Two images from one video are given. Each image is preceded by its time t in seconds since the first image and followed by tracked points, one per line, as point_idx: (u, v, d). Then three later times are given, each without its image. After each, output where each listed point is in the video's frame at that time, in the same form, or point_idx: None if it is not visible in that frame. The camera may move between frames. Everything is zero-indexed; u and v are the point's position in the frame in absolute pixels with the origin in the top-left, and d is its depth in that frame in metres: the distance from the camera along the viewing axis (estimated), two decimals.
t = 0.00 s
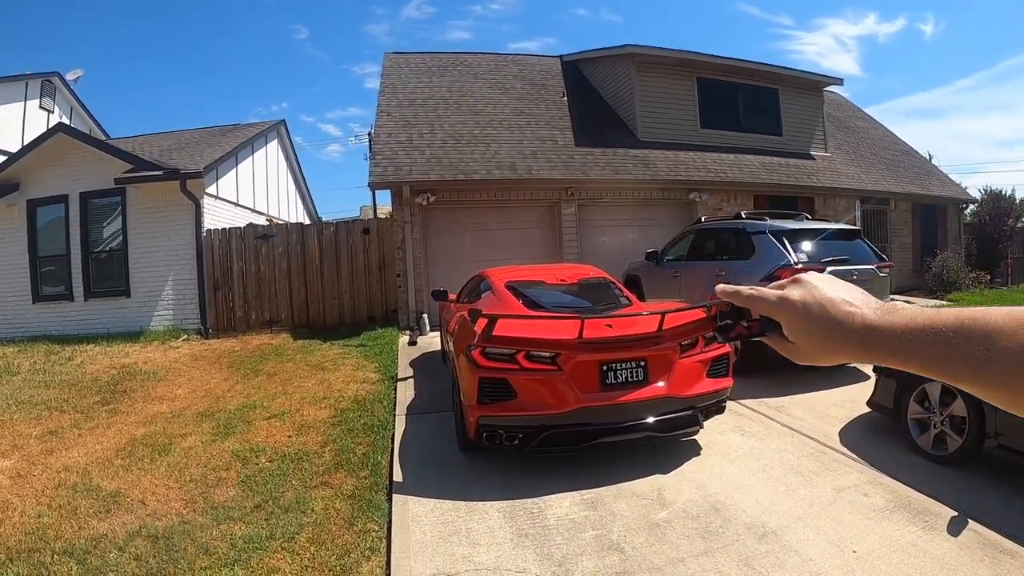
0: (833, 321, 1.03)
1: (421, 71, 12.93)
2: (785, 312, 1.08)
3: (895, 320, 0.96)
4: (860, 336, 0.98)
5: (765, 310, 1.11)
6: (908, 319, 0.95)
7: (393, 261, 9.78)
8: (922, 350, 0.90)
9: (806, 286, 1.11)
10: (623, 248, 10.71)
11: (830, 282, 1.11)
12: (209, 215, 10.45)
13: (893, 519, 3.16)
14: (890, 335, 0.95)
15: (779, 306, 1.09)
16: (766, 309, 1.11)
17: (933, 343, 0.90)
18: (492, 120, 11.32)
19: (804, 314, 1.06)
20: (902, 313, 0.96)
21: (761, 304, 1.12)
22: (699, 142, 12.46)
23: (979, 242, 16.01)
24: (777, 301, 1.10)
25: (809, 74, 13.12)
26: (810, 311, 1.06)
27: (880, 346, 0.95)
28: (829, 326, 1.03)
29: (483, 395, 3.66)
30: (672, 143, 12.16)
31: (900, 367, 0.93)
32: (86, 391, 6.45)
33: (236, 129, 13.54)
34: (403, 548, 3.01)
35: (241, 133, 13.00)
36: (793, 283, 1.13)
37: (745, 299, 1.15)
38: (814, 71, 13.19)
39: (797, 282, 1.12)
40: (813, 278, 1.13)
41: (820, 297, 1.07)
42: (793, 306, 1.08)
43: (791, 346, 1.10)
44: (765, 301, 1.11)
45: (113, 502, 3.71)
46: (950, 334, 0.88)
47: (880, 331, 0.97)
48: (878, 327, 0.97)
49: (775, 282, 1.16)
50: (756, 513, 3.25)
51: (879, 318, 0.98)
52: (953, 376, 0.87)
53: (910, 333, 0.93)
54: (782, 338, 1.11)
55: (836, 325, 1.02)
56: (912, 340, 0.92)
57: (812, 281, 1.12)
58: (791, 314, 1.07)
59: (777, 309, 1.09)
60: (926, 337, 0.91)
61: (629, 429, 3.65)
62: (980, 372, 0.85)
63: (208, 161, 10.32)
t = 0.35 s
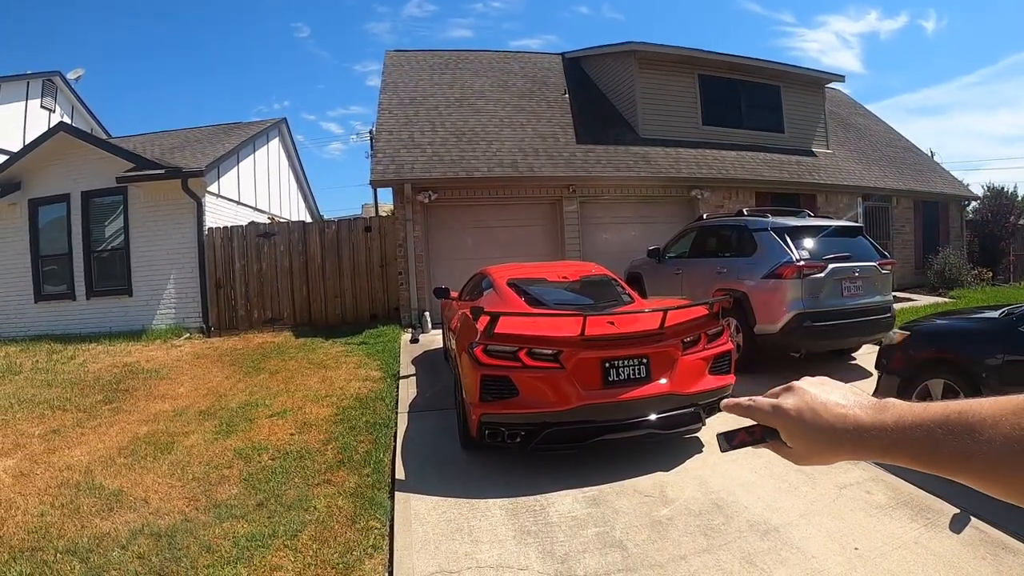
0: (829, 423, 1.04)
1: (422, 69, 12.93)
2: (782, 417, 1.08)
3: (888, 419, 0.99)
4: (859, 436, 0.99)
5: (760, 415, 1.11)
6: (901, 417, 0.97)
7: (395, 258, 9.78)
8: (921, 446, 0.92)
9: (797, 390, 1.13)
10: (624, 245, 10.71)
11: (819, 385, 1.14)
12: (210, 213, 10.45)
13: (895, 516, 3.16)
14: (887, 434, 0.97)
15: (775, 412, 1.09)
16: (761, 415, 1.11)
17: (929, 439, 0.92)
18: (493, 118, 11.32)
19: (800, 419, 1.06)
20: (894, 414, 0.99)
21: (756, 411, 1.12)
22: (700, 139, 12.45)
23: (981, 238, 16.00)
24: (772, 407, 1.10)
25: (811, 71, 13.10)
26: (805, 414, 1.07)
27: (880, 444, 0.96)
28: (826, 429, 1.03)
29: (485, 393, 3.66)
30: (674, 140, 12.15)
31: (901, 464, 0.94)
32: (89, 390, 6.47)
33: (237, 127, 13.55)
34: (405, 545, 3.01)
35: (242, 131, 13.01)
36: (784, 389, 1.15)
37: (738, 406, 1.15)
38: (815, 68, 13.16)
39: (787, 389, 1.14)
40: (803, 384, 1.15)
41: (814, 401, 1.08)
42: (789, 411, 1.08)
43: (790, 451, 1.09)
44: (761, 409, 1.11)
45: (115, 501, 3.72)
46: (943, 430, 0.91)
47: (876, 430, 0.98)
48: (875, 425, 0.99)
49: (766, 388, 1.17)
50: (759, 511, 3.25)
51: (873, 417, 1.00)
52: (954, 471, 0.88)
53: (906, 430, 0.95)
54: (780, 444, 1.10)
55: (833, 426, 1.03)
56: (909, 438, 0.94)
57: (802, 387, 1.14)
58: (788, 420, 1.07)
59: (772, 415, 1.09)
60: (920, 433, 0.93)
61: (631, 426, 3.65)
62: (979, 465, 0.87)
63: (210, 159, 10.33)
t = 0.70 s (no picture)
0: (833, 413, 1.03)
1: (418, 67, 12.91)
2: (787, 407, 1.07)
3: (892, 408, 0.99)
4: (863, 426, 1.00)
5: (763, 404, 1.09)
6: (905, 406, 0.98)
7: (390, 256, 9.77)
8: (926, 437, 0.92)
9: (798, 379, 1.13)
10: (620, 243, 10.72)
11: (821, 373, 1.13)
12: (205, 212, 10.42)
13: (890, 512, 3.17)
14: (890, 423, 0.97)
15: (779, 401, 1.08)
16: (764, 403, 1.10)
17: (933, 429, 0.92)
18: (489, 116, 11.31)
19: (805, 408, 1.06)
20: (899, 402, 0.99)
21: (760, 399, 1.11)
22: (695, 137, 12.45)
23: (975, 236, 16.05)
24: (775, 396, 1.10)
25: (807, 68, 13.11)
26: (810, 404, 1.06)
27: (883, 434, 0.97)
28: (831, 419, 1.03)
29: (480, 391, 3.66)
30: (669, 138, 12.16)
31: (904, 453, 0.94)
32: (83, 389, 6.44)
33: (232, 125, 13.50)
34: (401, 544, 3.01)
35: (237, 129, 12.97)
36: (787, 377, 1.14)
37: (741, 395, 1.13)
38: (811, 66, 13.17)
39: (790, 376, 1.13)
40: (806, 372, 1.14)
41: (818, 391, 1.08)
42: (793, 401, 1.08)
43: (793, 441, 1.08)
44: (765, 398, 1.09)
45: (110, 501, 3.70)
46: (947, 420, 0.92)
47: (882, 420, 0.98)
48: (880, 414, 0.99)
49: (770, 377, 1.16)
50: (754, 508, 3.25)
51: (878, 407, 1.01)
52: (958, 460, 0.89)
53: (910, 420, 0.95)
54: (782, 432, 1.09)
55: (837, 416, 1.03)
56: (914, 429, 0.94)
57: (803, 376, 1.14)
58: (792, 409, 1.06)
59: (776, 404, 1.08)
60: (926, 423, 0.93)
61: (626, 424, 3.65)
62: (983, 455, 0.87)
63: (204, 157, 10.30)
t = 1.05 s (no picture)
0: (833, 407, 1.03)
1: (414, 66, 12.90)
2: (785, 403, 1.06)
3: (894, 402, 0.98)
4: (864, 421, 0.99)
5: (761, 398, 1.08)
6: (906, 401, 0.97)
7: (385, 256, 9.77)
8: (931, 433, 0.92)
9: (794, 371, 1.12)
10: (615, 243, 10.73)
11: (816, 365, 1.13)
12: (199, 211, 10.40)
13: (884, 513, 3.18)
14: (893, 418, 0.97)
15: (777, 395, 1.07)
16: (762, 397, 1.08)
17: (938, 424, 0.92)
18: (484, 115, 11.32)
19: (804, 404, 1.05)
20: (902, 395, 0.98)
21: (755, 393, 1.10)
22: (691, 138, 12.48)
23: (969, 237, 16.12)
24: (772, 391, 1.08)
25: (802, 69, 13.14)
26: (810, 399, 1.05)
27: (886, 428, 0.96)
28: (832, 413, 1.02)
29: (474, 391, 3.66)
30: (665, 139, 12.18)
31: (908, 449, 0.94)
32: (75, 389, 6.42)
33: (227, 124, 13.48)
34: (396, 544, 3.01)
35: (233, 128, 12.95)
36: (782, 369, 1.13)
37: (737, 387, 1.12)
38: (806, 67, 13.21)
39: (786, 369, 1.12)
40: (802, 366, 1.13)
41: (816, 385, 1.07)
42: (791, 396, 1.06)
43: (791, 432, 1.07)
44: (760, 392, 1.08)
45: (103, 501, 3.69)
46: (952, 416, 0.91)
47: (884, 413, 0.98)
48: (882, 409, 0.99)
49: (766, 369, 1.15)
50: (749, 508, 3.26)
51: (878, 401, 1.00)
52: (963, 455, 0.89)
53: (913, 415, 0.95)
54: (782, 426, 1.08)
55: (836, 410, 1.02)
56: (916, 424, 0.94)
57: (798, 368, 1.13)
58: (791, 405, 1.05)
59: (775, 399, 1.07)
60: (929, 419, 0.93)
61: (621, 424, 3.65)
62: (990, 452, 0.88)
63: (199, 156, 10.28)
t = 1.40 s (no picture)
0: (813, 494, 0.91)
1: (413, 68, 12.91)
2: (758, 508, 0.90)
3: (881, 469, 0.89)
4: (851, 500, 0.89)
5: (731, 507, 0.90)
6: (890, 464, 0.89)
7: (383, 258, 9.77)
8: (930, 502, 0.85)
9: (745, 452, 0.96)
10: (613, 246, 10.74)
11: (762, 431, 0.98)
12: (197, 212, 10.39)
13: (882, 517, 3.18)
14: (884, 489, 0.88)
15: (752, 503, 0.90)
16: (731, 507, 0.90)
17: (932, 489, 0.86)
18: (483, 117, 11.33)
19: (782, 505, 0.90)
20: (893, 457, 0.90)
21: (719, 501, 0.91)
22: (689, 141, 12.50)
23: (967, 241, 16.15)
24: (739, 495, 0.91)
25: (800, 73, 13.18)
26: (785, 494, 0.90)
27: (880, 503, 0.87)
28: (816, 503, 0.90)
29: (471, 393, 3.66)
30: (663, 141, 12.20)
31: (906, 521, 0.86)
32: (71, 389, 6.41)
33: (226, 125, 13.48)
34: (392, 546, 3.00)
35: (231, 129, 12.94)
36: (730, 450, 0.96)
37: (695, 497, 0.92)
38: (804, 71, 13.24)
39: (749, 461, 0.94)
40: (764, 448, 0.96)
41: (785, 475, 0.91)
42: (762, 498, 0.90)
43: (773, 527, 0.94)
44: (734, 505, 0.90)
45: (99, 502, 3.68)
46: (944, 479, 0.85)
47: (881, 483, 0.88)
48: (869, 483, 0.89)
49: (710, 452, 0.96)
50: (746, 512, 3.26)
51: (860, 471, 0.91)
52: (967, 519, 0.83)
53: (903, 483, 0.87)
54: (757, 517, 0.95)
55: (819, 495, 0.90)
56: (921, 488, 0.86)
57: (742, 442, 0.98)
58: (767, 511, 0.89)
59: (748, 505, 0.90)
60: (923, 482, 0.86)
61: (618, 427, 3.65)
62: (1008, 510, 0.81)
63: (197, 157, 10.28)
